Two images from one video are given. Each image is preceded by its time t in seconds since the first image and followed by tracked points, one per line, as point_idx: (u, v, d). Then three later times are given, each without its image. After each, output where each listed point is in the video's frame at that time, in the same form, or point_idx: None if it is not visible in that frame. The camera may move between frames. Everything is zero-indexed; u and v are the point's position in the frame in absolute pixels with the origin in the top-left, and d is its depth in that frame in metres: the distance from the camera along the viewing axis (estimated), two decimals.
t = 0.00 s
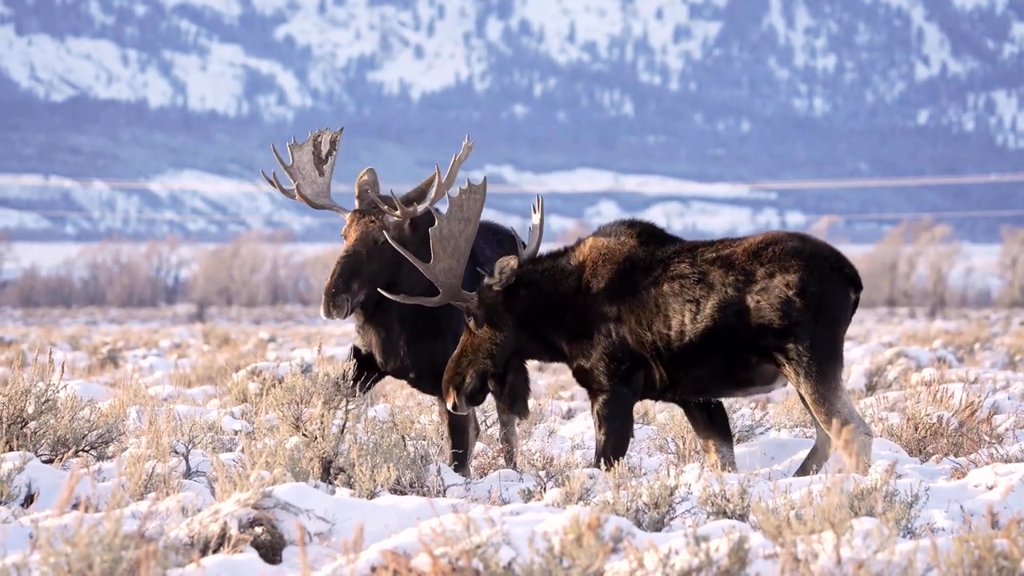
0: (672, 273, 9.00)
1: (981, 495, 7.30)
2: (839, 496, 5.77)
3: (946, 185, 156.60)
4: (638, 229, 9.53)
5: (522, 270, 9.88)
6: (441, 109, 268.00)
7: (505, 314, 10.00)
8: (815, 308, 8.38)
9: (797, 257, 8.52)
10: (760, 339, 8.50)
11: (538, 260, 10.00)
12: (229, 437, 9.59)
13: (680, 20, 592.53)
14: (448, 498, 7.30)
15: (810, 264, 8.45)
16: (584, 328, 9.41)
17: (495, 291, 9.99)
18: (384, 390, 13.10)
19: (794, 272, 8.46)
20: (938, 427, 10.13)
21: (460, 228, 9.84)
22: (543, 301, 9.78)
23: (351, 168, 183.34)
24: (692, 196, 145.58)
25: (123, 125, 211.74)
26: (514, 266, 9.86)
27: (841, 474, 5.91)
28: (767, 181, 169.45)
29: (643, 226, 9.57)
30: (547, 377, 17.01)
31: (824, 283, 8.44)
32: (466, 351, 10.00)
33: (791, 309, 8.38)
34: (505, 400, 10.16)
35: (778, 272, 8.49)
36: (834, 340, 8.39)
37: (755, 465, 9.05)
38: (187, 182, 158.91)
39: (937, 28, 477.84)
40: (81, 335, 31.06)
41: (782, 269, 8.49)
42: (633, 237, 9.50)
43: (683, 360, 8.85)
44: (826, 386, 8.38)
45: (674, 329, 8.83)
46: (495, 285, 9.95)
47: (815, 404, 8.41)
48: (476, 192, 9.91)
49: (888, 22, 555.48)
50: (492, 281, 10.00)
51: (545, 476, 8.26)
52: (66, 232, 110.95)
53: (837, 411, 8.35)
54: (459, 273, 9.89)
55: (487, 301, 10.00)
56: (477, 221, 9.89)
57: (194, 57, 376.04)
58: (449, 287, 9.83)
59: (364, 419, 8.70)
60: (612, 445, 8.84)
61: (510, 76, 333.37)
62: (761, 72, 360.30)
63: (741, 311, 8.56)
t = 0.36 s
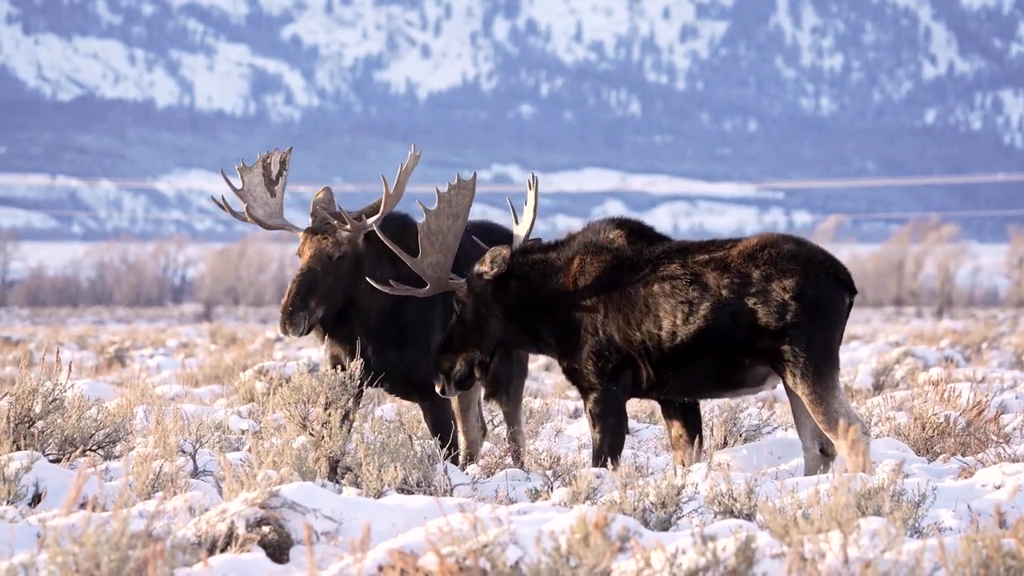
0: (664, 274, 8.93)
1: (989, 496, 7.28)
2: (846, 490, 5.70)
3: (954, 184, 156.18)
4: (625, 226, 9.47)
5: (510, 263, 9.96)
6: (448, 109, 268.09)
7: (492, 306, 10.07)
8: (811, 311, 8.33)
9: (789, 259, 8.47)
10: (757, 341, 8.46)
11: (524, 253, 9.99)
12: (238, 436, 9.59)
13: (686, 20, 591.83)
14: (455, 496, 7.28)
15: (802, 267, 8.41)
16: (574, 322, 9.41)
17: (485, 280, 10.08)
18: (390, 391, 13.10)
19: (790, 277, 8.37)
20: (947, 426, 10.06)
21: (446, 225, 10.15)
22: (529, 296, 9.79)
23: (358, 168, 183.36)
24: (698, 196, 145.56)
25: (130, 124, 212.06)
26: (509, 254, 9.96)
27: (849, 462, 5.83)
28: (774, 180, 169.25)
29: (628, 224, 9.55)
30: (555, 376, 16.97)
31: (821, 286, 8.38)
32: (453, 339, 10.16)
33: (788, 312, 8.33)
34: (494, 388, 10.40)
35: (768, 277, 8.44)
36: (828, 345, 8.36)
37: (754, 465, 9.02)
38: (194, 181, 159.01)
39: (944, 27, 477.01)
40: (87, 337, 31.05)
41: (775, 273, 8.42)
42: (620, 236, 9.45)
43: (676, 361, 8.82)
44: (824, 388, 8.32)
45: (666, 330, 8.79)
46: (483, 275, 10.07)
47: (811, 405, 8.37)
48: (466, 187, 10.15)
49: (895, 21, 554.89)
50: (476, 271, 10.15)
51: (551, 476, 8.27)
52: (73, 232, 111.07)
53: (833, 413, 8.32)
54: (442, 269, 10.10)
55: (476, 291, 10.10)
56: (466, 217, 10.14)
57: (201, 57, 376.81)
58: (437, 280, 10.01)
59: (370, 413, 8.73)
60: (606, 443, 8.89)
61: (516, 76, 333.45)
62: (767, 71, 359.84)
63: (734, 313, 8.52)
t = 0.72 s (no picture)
0: (669, 274, 8.89)
1: (1011, 495, 7.20)
2: (863, 487, 5.66)
3: (973, 183, 155.47)
4: (628, 223, 9.43)
5: (514, 254, 9.95)
6: (465, 109, 268.19)
7: (492, 301, 10.07)
8: (821, 309, 8.28)
9: (797, 260, 8.41)
10: (768, 341, 8.42)
11: (526, 247, 9.98)
12: (254, 435, 9.61)
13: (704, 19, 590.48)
14: (473, 498, 7.29)
15: (812, 267, 8.34)
16: (578, 317, 9.38)
17: (484, 273, 10.06)
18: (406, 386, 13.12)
19: (799, 275, 8.33)
20: (966, 424, 9.96)
21: (449, 220, 10.10)
22: (532, 292, 9.79)
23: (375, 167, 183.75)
24: (716, 195, 145.20)
25: (148, 124, 212.84)
26: (506, 246, 9.97)
27: (866, 457, 5.78)
28: (791, 179, 168.86)
29: (630, 222, 9.52)
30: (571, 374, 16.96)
31: (829, 285, 8.32)
32: (452, 330, 10.13)
33: (795, 312, 8.29)
34: (496, 379, 10.43)
35: (776, 278, 8.39)
36: (841, 344, 8.30)
37: (768, 462, 8.97)
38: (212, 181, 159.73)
39: (962, 26, 474.78)
40: (106, 336, 31.34)
41: (783, 275, 8.37)
42: (624, 233, 9.37)
43: (684, 362, 8.79)
44: (836, 388, 8.28)
45: (674, 333, 8.75)
46: (483, 266, 10.04)
47: (823, 408, 8.34)
48: (469, 184, 10.10)
49: (912, 20, 552.61)
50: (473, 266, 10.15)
51: (569, 475, 8.27)
52: (92, 231, 111.73)
53: (842, 414, 8.31)
54: (444, 262, 10.04)
55: (476, 283, 10.08)
56: (468, 213, 10.09)
57: (219, 56, 378.59)
58: (437, 273, 9.96)
59: (380, 411, 8.72)
60: (617, 444, 8.83)
61: (534, 75, 333.80)
62: (784, 70, 359.20)
63: (743, 314, 8.46)
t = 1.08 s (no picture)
0: (700, 274, 8.83)
1: None
2: (901, 484, 5.58)
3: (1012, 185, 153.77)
4: (656, 224, 9.38)
5: (543, 247, 9.94)
6: (500, 110, 268.35)
7: (519, 296, 10.09)
8: (854, 311, 8.21)
9: (830, 262, 8.38)
10: (799, 344, 8.39)
11: (557, 244, 9.95)
12: (290, 437, 9.67)
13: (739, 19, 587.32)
14: (509, 495, 7.27)
15: (843, 269, 8.31)
16: (607, 317, 9.33)
17: (511, 266, 10.10)
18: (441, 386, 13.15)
19: (830, 279, 8.30)
20: (1003, 426, 9.81)
21: (480, 215, 10.08)
22: (560, 289, 9.78)
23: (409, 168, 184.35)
24: (751, 195, 144.51)
25: (185, 126, 214.65)
26: (534, 237, 9.98)
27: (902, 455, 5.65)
28: (827, 180, 167.72)
29: (658, 220, 9.45)
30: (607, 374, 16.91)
31: (861, 284, 8.29)
32: (476, 319, 10.24)
33: (828, 311, 8.25)
34: (525, 375, 10.49)
35: (809, 280, 8.34)
36: (874, 346, 8.25)
37: (802, 464, 8.90)
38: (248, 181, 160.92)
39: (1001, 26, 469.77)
40: (146, 335, 31.81)
41: (814, 277, 8.34)
42: (650, 232, 9.31)
43: (714, 365, 8.75)
44: (867, 390, 8.24)
45: (705, 335, 8.70)
46: (510, 257, 10.08)
47: (857, 409, 8.29)
48: (503, 181, 10.13)
49: (950, 22, 547.94)
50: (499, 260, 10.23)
51: (604, 475, 8.23)
52: (128, 232, 112.93)
53: (876, 415, 8.22)
54: (472, 253, 10.11)
55: (503, 277, 10.11)
56: (503, 207, 10.05)
57: (255, 57, 381.54)
58: (465, 263, 10.04)
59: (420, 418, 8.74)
60: (646, 443, 8.77)
61: (569, 76, 333.86)
62: (821, 71, 357.06)
63: (777, 317, 8.41)
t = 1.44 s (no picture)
0: (732, 273, 8.77)
1: None
2: (936, 482, 5.49)
3: None
4: (687, 223, 9.31)
5: (569, 243, 9.87)
6: (534, 111, 268.48)
7: (547, 291, 10.02)
8: (885, 313, 8.19)
9: (862, 263, 8.35)
10: (832, 346, 8.34)
11: (587, 240, 9.84)
12: (323, 437, 9.68)
13: (771, 20, 584.11)
14: (543, 498, 7.24)
15: (875, 272, 8.29)
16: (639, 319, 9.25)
17: (539, 262, 10.03)
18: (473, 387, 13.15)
19: (864, 281, 8.25)
20: None
21: (507, 209, 10.00)
22: (591, 287, 9.70)
23: (442, 170, 184.77)
24: (785, 196, 143.69)
25: (220, 128, 216.08)
26: (562, 233, 9.85)
27: (941, 453, 5.56)
28: (862, 181, 166.62)
29: (690, 220, 9.38)
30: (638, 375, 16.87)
31: (895, 288, 8.25)
32: (504, 317, 10.23)
33: (860, 311, 8.22)
34: (553, 371, 10.50)
35: (841, 282, 8.30)
36: (907, 348, 8.20)
37: (836, 464, 8.84)
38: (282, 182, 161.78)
39: None
40: (181, 336, 32.07)
41: (847, 280, 8.30)
42: (683, 233, 9.22)
43: (744, 366, 8.70)
44: (901, 391, 8.18)
45: (738, 336, 8.63)
46: (539, 253, 9.99)
47: (888, 411, 8.24)
48: (531, 177, 10.00)
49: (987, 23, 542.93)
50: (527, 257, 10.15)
51: (638, 477, 8.19)
52: (163, 234, 113.84)
53: (907, 416, 8.18)
54: (500, 249, 10.06)
55: (532, 272, 10.06)
56: (528, 203, 9.95)
57: (289, 59, 384.00)
58: (492, 260, 10.03)
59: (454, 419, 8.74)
60: (676, 439, 8.72)
61: (602, 77, 333.59)
62: (856, 71, 354.65)
63: (810, 317, 8.37)
